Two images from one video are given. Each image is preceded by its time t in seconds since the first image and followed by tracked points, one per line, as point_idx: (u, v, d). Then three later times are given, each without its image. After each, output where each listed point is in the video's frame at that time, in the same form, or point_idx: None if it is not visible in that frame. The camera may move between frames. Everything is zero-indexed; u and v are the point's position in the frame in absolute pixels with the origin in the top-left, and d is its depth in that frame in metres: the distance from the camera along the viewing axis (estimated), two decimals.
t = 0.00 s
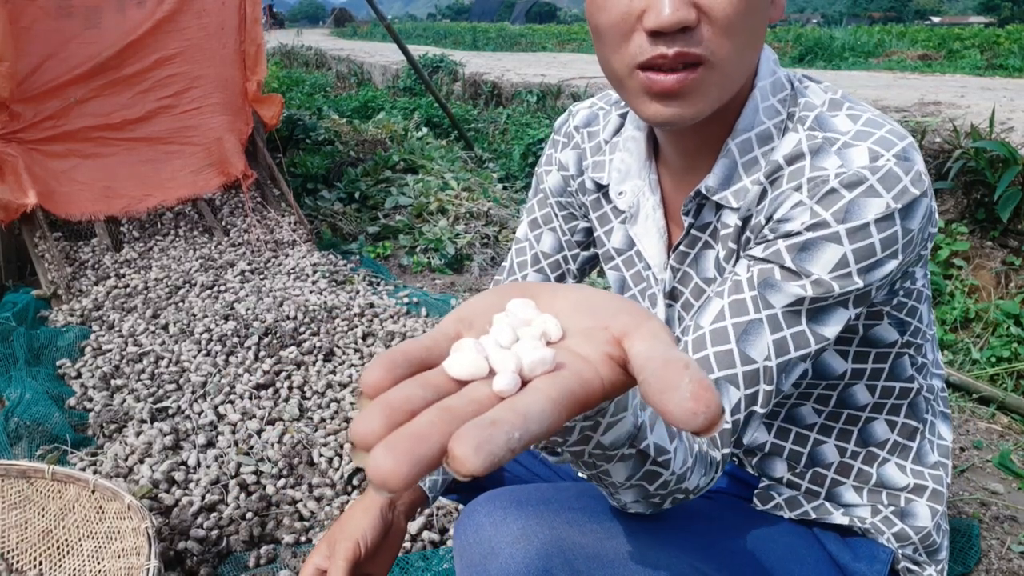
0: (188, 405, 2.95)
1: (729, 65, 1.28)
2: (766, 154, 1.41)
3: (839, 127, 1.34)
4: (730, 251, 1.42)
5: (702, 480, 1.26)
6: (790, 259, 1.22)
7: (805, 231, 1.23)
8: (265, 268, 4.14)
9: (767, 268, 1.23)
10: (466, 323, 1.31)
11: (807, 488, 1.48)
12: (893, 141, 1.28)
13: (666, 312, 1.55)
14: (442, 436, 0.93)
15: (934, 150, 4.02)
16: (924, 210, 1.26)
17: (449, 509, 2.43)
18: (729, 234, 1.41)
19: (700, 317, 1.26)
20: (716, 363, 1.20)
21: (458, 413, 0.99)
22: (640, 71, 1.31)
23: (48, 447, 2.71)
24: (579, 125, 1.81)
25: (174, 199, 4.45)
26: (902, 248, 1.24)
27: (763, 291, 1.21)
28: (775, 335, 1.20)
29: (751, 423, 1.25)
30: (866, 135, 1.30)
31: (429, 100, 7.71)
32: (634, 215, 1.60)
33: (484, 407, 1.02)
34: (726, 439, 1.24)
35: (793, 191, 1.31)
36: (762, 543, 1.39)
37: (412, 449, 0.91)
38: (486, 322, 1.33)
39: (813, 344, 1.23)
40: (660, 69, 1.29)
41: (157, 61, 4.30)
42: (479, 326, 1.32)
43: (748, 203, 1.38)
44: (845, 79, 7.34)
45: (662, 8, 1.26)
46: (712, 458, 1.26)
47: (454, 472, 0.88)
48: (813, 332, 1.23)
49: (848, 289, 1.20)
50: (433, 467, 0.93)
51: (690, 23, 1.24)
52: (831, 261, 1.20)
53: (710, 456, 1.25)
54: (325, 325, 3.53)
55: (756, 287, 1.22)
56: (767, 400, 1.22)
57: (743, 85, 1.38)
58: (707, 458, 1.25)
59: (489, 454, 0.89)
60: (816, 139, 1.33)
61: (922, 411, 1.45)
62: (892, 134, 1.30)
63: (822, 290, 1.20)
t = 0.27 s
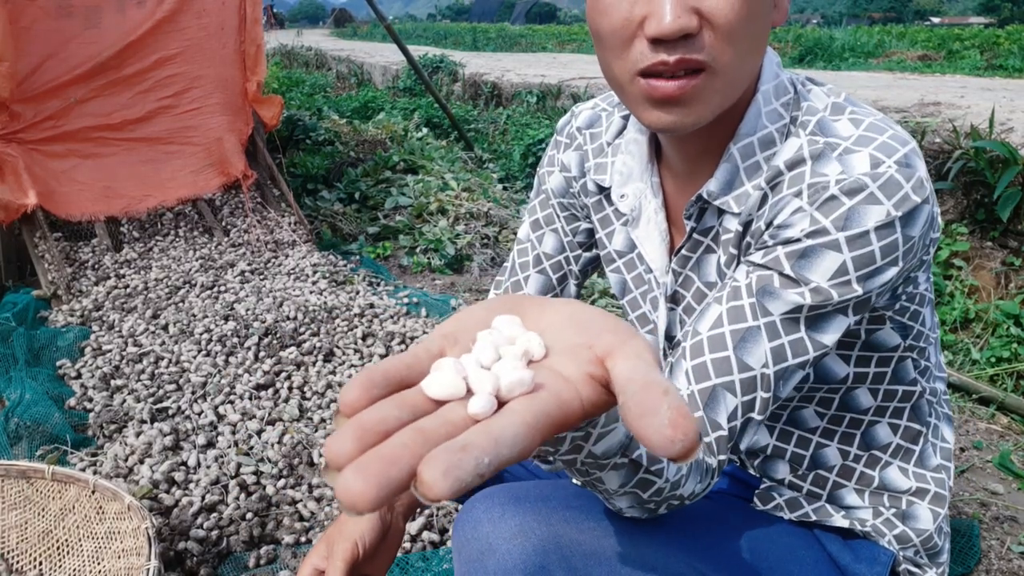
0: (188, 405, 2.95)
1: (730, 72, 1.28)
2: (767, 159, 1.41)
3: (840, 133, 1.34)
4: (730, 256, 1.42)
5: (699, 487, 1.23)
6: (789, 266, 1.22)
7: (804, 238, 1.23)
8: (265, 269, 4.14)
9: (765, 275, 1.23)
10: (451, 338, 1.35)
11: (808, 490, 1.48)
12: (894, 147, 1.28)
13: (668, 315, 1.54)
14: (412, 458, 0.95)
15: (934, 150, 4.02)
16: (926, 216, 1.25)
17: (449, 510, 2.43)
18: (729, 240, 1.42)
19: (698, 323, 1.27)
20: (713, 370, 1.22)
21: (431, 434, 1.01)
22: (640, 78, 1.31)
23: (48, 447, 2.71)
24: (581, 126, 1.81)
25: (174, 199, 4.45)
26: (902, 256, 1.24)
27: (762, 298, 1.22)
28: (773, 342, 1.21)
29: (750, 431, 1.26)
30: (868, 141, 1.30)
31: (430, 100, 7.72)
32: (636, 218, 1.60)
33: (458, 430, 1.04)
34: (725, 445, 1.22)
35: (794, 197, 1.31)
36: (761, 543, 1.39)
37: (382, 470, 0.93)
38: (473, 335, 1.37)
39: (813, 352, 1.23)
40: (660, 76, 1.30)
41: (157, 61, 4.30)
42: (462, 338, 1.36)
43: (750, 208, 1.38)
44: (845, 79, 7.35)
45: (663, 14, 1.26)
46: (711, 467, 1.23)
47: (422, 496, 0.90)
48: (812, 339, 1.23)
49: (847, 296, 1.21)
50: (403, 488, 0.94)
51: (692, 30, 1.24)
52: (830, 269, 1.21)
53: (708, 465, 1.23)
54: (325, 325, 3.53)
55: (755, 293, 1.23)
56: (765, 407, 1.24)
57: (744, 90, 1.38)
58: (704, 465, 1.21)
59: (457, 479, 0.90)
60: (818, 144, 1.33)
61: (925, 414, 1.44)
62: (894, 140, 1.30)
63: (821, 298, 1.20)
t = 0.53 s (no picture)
0: (188, 405, 2.95)
1: (729, 74, 1.27)
2: (767, 159, 1.41)
3: (839, 133, 1.34)
4: (730, 258, 1.42)
5: (697, 489, 1.23)
6: (789, 268, 1.22)
7: (803, 240, 1.23)
8: (265, 269, 4.14)
9: (765, 277, 1.23)
10: (441, 330, 1.36)
11: (808, 490, 1.48)
12: (893, 148, 1.28)
13: (667, 316, 1.55)
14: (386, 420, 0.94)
15: (934, 150, 4.02)
16: (925, 217, 1.25)
17: (449, 510, 2.43)
18: (728, 241, 1.42)
19: (696, 324, 1.27)
20: (712, 371, 1.22)
21: (407, 405, 1.01)
22: (638, 79, 1.31)
23: (48, 447, 2.71)
24: (580, 127, 1.81)
25: (174, 199, 4.45)
26: (901, 257, 1.24)
27: (761, 299, 1.22)
28: (772, 344, 1.22)
29: (749, 432, 1.26)
30: (867, 142, 1.30)
31: (430, 100, 7.72)
32: (635, 219, 1.60)
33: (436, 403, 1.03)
34: (722, 447, 1.23)
35: (793, 198, 1.31)
36: (760, 543, 1.39)
37: (355, 426, 0.92)
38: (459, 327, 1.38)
39: (811, 353, 1.24)
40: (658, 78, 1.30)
41: (157, 61, 4.31)
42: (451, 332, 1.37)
43: (749, 210, 1.38)
44: (844, 79, 7.35)
45: (661, 17, 1.26)
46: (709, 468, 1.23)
47: (390, 461, 0.90)
48: (811, 341, 1.23)
49: (846, 297, 1.21)
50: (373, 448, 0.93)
51: (690, 32, 1.24)
52: (829, 270, 1.21)
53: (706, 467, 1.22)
54: (325, 325, 3.53)
55: (754, 295, 1.23)
56: (763, 409, 1.24)
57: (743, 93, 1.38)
58: (702, 466, 1.21)
59: (427, 447, 0.90)
60: (817, 145, 1.33)
61: (925, 415, 1.44)
62: (894, 140, 1.30)
63: (821, 300, 1.20)
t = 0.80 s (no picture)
0: (188, 405, 2.95)
1: (726, 75, 1.27)
2: (765, 160, 1.41)
3: (837, 134, 1.34)
4: (729, 259, 1.42)
5: (694, 491, 1.23)
6: (787, 269, 1.23)
7: (801, 241, 1.23)
8: (265, 269, 4.14)
9: (763, 278, 1.23)
10: (426, 343, 1.38)
11: (807, 490, 1.48)
12: (891, 149, 1.28)
13: (666, 316, 1.56)
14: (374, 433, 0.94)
15: (934, 150, 4.02)
16: (923, 218, 1.25)
17: (449, 509, 2.43)
18: (727, 243, 1.42)
19: (695, 326, 1.28)
20: (710, 373, 1.23)
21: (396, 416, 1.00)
22: (634, 80, 1.31)
23: (48, 447, 2.72)
24: (580, 127, 1.81)
25: (174, 199, 4.45)
26: (899, 257, 1.24)
27: (759, 300, 1.22)
28: (770, 345, 1.22)
29: (748, 433, 1.27)
30: (865, 142, 1.30)
31: (430, 100, 7.72)
32: (634, 219, 1.60)
33: (425, 411, 1.03)
34: (720, 448, 1.24)
35: (791, 199, 1.31)
36: (759, 543, 1.39)
37: (342, 443, 0.92)
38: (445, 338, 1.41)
39: (809, 355, 1.24)
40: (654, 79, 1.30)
41: (157, 61, 4.31)
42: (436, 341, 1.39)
43: (748, 210, 1.38)
44: (845, 79, 7.35)
45: (658, 18, 1.26)
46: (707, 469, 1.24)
47: (378, 464, 0.88)
48: (809, 342, 1.23)
49: (844, 299, 1.21)
50: (361, 466, 0.93)
51: (686, 33, 1.24)
52: (827, 271, 1.21)
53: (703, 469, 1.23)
54: (325, 325, 3.53)
55: (752, 296, 1.23)
56: (761, 410, 1.25)
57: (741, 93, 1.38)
58: (699, 469, 1.22)
59: (416, 450, 0.88)
60: (814, 146, 1.33)
61: (924, 415, 1.45)
62: (892, 141, 1.30)
63: (819, 301, 1.20)
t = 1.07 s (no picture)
0: (188, 405, 2.95)
1: (724, 75, 1.27)
2: (766, 160, 1.40)
3: (837, 134, 1.34)
4: (729, 259, 1.42)
5: (694, 492, 1.23)
6: (787, 270, 1.23)
7: (801, 242, 1.23)
8: (265, 269, 4.14)
9: (762, 279, 1.23)
10: (421, 344, 1.39)
11: (807, 491, 1.49)
12: (891, 149, 1.28)
13: (665, 316, 1.56)
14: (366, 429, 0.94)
15: (934, 150, 4.03)
16: (923, 219, 1.25)
17: (449, 510, 2.43)
18: (727, 244, 1.42)
19: (695, 327, 1.28)
20: (709, 374, 1.23)
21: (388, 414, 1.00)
22: (633, 82, 1.31)
23: (49, 447, 2.72)
24: (580, 127, 1.81)
25: (174, 199, 4.45)
26: (899, 258, 1.24)
27: (759, 302, 1.22)
28: (770, 346, 1.22)
29: (748, 434, 1.27)
30: (865, 142, 1.30)
31: (430, 100, 7.73)
32: (634, 219, 1.60)
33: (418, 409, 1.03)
34: (719, 448, 1.25)
35: (790, 199, 1.31)
36: (759, 543, 1.39)
37: (334, 437, 0.92)
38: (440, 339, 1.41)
39: (809, 356, 1.24)
40: (652, 81, 1.30)
41: (157, 61, 4.31)
42: (431, 341, 1.40)
43: (748, 211, 1.38)
44: (844, 79, 7.36)
45: (655, 19, 1.26)
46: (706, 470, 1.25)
47: (369, 462, 0.89)
48: (808, 343, 1.24)
49: (844, 300, 1.21)
50: (352, 460, 0.93)
51: (684, 34, 1.24)
52: (827, 273, 1.21)
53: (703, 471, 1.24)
54: (325, 325, 3.53)
55: (751, 297, 1.23)
56: (761, 411, 1.25)
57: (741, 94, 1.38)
58: (698, 471, 1.22)
59: (407, 449, 0.89)
60: (814, 146, 1.33)
61: (924, 415, 1.44)
62: (892, 141, 1.30)
63: (819, 302, 1.20)
